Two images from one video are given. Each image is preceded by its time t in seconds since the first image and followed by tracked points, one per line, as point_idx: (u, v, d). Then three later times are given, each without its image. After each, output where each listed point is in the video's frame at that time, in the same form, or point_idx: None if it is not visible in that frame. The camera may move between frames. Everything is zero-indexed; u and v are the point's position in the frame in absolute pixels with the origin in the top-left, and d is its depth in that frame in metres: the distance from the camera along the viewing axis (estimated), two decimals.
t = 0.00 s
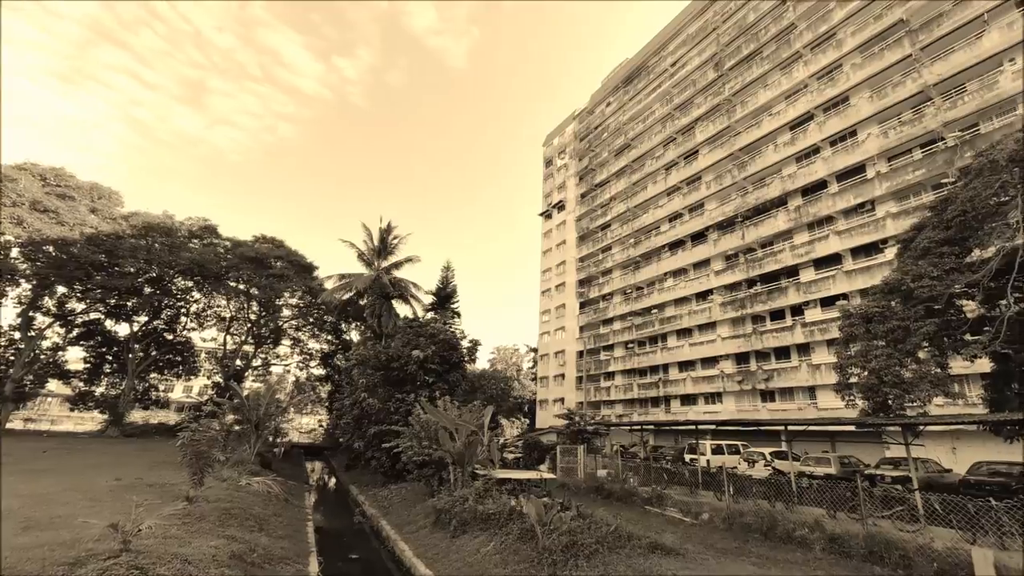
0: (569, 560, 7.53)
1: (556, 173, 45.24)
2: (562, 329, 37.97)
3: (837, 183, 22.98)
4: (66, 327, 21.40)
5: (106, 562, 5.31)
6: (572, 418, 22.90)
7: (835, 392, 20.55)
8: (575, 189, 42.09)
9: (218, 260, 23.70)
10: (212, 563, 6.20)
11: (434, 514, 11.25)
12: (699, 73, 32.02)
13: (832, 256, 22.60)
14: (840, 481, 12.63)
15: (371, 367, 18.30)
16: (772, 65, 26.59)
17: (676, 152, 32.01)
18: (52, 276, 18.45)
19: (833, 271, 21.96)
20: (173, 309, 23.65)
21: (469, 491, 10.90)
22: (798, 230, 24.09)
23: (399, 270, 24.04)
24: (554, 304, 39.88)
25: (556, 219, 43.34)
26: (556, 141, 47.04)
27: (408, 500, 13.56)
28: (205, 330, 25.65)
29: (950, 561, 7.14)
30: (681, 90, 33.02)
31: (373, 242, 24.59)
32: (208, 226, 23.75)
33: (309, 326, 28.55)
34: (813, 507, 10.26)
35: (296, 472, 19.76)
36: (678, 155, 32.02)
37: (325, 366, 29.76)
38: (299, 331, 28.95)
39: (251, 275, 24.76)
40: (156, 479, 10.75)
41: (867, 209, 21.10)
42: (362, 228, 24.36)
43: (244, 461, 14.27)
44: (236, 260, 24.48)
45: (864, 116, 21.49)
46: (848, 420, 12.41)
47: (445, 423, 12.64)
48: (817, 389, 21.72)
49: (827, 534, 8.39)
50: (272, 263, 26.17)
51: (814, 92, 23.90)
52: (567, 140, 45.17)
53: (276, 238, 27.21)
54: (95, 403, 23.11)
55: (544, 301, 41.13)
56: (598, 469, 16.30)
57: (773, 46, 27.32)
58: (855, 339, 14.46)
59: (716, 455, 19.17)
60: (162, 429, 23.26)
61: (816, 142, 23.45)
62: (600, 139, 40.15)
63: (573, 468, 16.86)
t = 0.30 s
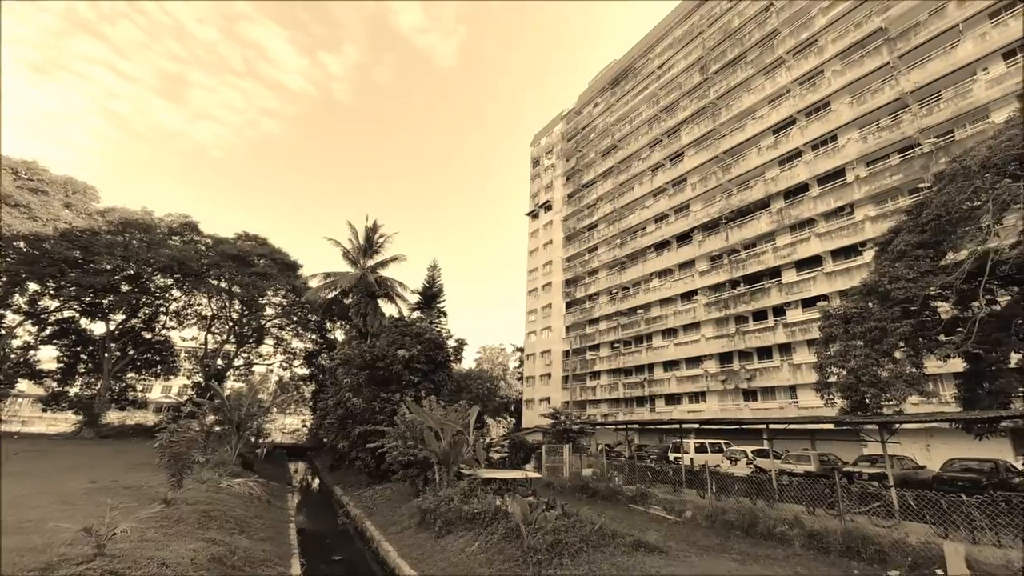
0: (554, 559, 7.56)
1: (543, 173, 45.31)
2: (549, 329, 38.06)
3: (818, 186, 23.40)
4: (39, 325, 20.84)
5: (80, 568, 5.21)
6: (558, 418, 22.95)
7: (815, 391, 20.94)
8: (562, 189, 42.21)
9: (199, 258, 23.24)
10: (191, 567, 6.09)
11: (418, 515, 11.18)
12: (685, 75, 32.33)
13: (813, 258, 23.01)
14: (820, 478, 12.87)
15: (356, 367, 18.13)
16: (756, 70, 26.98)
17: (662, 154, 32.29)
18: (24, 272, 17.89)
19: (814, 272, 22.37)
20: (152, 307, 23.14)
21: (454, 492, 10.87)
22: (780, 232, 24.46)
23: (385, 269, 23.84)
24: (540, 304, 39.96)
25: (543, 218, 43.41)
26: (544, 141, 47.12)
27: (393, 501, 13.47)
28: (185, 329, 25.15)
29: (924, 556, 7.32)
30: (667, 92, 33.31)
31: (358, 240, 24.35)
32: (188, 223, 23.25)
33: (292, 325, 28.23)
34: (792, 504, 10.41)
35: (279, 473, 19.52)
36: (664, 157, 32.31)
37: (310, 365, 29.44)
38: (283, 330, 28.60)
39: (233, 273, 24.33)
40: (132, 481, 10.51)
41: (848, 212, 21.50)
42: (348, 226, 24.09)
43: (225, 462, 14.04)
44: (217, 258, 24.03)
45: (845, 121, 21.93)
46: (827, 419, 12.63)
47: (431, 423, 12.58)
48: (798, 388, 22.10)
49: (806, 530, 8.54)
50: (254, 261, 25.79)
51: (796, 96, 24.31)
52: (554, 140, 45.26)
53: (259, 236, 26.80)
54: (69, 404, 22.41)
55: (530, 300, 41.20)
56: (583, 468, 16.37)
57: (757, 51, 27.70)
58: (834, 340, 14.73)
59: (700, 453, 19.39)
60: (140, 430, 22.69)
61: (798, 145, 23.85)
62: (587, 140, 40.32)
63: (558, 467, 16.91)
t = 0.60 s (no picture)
0: (538, 557, 7.59)
1: (529, 172, 45.33)
2: (534, 327, 38.14)
3: (798, 189, 23.84)
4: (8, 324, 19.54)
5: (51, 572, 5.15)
6: (543, 416, 23.01)
7: (795, 389, 21.34)
8: (548, 188, 42.28)
9: (178, 255, 22.67)
10: (167, 570, 5.99)
11: (403, 514, 11.12)
12: (670, 77, 32.63)
13: (794, 259, 23.44)
14: (798, 474, 13.12)
15: (340, 366, 18.01)
16: (739, 73, 27.35)
17: (647, 155, 32.54)
18: None
19: (794, 273, 22.78)
20: (129, 304, 22.39)
21: (438, 491, 10.84)
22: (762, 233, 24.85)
23: (370, 267, 23.62)
24: (526, 303, 40.03)
25: (529, 217, 43.42)
26: (530, 140, 47.14)
27: (376, 500, 13.38)
28: (163, 327, 24.41)
29: (897, 550, 7.50)
30: (653, 94, 33.59)
31: (342, 238, 24.08)
32: (166, 218, 22.69)
33: (275, 324, 27.84)
34: (772, 500, 10.59)
35: (260, 473, 19.23)
36: (649, 157, 32.57)
37: (292, 365, 29.08)
38: (265, 328, 28.21)
39: (213, 270, 23.85)
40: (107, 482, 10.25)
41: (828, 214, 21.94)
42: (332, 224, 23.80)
43: (204, 463, 13.76)
44: (197, 255, 23.53)
45: (824, 126, 22.40)
46: (805, 417, 12.89)
47: (415, 422, 12.49)
48: (779, 387, 22.51)
49: (784, 526, 8.70)
50: (236, 258, 25.37)
51: (778, 100, 24.72)
52: (541, 140, 45.33)
53: (240, 232, 26.33)
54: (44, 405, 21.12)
55: (516, 299, 41.22)
56: (568, 466, 16.47)
57: (741, 54, 28.07)
58: (814, 339, 15.02)
59: (683, 451, 19.63)
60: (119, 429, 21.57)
61: (780, 148, 24.26)
62: (574, 140, 40.48)
63: (543, 466, 16.97)
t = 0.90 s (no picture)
0: (524, 555, 7.60)
1: (517, 170, 45.32)
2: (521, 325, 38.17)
3: (782, 190, 24.20)
4: None
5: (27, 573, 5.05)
6: (529, 414, 23.04)
7: (777, 387, 21.69)
8: (536, 187, 42.29)
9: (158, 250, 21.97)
10: (146, 571, 5.90)
11: (388, 513, 11.07)
12: (658, 78, 32.85)
13: (777, 259, 23.79)
14: (780, 471, 13.34)
15: (325, 364, 17.83)
16: (726, 75, 27.62)
17: (635, 154, 32.71)
18: None
19: (777, 273, 23.13)
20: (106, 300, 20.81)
21: (424, 489, 10.79)
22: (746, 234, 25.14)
23: (355, 265, 23.41)
24: (513, 301, 40.04)
25: (516, 215, 43.38)
26: (518, 138, 47.12)
27: (362, 499, 13.29)
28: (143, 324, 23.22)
29: (874, 544, 7.62)
30: (640, 94, 33.78)
31: (328, 235, 23.82)
32: (145, 212, 21.98)
33: (258, 321, 27.47)
34: (754, 496, 10.75)
35: (243, 473, 18.94)
36: (637, 157, 32.76)
37: (276, 362, 28.74)
38: (248, 325, 27.80)
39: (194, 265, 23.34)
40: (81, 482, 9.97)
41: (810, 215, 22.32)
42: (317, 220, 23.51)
43: (185, 462, 13.49)
44: (178, 250, 23.00)
45: (808, 129, 22.78)
46: (787, 415, 13.08)
47: (401, 420, 12.39)
48: (762, 385, 22.84)
49: (766, 522, 8.82)
50: (218, 254, 24.91)
51: (763, 103, 25.05)
52: (529, 138, 45.34)
53: (222, 228, 25.87)
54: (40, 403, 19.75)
55: (504, 297, 41.20)
56: (553, 464, 16.54)
57: (727, 57, 28.36)
58: (795, 338, 15.26)
59: (668, 448, 19.82)
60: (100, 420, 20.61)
61: (765, 150, 24.57)
62: (562, 138, 40.57)
63: (529, 464, 17.03)
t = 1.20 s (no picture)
0: (510, 553, 7.61)
1: (505, 169, 45.26)
2: (508, 324, 38.19)
3: (766, 192, 24.55)
4: None
5: None
6: (515, 413, 23.05)
7: (760, 386, 22.02)
8: (523, 186, 42.31)
9: (137, 247, 21.46)
10: None
11: (373, 513, 11.00)
12: (645, 78, 33.07)
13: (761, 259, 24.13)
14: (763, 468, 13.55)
15: (309, 363, 17.62)
16: (712, 77, 27.91)
17: (622, 154, 32.89)
18: None
19: (761, 273, 23.47)
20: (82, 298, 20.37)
21: (410, 489, 10.73)
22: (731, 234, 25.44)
23: (341, 263, 23.16)
24: (500, 300, 40.01)
25: (504, 214, 43.32)
26: (506, 137, 47.06)
27: (347, 499, 13.18)
28: (120, 322, 22.88)
29: (854, 539, 7.76)
30: (628, 95, 33.97)
31: (313, 232, 23.53)
32: (124, 208, 21.34)
33: (241, 319, 27.05)
34: (738, 493, 10.89)
35: (225, 474, 18.66)
36: (624, 157, 32.94)
37: (260, 361, 28.36)
38: (231, 324, 27.35)
39: (175, 263, 22.84)
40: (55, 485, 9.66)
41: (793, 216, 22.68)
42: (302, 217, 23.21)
43: (165, 464, 13.22)
44: (157, 246, 22.49)
45: (791, 131, 23.13)
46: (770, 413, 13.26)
47: (387, 420, 12.29)
48: (746, 383, 23.16)
49: (748, 518, 8.94)
50: (200, 251, 24.44)
51: (748, 105, 25.38)
52: (517, 137, 45.30)
53: (204, 224, 25.40)
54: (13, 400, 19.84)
55: (491, 296, 41.16)
56: (540, 463, 16.57)
57: (713, 59, 28.64)
58: (778, 337, 15.47)
59: (653, 446, 19.98)
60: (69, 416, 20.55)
61: (749, 151, 24.89)
62: (550, 137, 40.63)
63: (516, 462, 17.04)
